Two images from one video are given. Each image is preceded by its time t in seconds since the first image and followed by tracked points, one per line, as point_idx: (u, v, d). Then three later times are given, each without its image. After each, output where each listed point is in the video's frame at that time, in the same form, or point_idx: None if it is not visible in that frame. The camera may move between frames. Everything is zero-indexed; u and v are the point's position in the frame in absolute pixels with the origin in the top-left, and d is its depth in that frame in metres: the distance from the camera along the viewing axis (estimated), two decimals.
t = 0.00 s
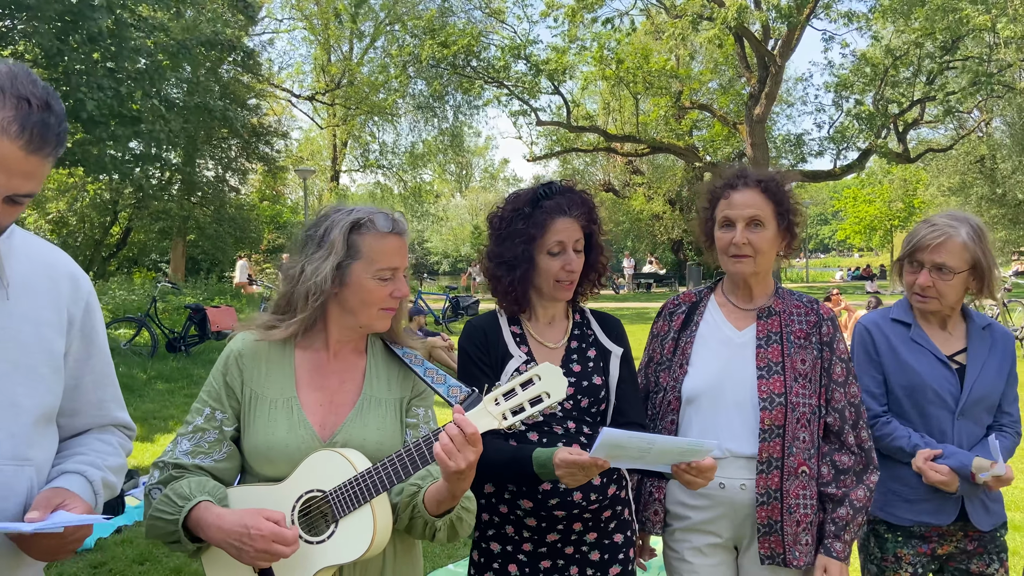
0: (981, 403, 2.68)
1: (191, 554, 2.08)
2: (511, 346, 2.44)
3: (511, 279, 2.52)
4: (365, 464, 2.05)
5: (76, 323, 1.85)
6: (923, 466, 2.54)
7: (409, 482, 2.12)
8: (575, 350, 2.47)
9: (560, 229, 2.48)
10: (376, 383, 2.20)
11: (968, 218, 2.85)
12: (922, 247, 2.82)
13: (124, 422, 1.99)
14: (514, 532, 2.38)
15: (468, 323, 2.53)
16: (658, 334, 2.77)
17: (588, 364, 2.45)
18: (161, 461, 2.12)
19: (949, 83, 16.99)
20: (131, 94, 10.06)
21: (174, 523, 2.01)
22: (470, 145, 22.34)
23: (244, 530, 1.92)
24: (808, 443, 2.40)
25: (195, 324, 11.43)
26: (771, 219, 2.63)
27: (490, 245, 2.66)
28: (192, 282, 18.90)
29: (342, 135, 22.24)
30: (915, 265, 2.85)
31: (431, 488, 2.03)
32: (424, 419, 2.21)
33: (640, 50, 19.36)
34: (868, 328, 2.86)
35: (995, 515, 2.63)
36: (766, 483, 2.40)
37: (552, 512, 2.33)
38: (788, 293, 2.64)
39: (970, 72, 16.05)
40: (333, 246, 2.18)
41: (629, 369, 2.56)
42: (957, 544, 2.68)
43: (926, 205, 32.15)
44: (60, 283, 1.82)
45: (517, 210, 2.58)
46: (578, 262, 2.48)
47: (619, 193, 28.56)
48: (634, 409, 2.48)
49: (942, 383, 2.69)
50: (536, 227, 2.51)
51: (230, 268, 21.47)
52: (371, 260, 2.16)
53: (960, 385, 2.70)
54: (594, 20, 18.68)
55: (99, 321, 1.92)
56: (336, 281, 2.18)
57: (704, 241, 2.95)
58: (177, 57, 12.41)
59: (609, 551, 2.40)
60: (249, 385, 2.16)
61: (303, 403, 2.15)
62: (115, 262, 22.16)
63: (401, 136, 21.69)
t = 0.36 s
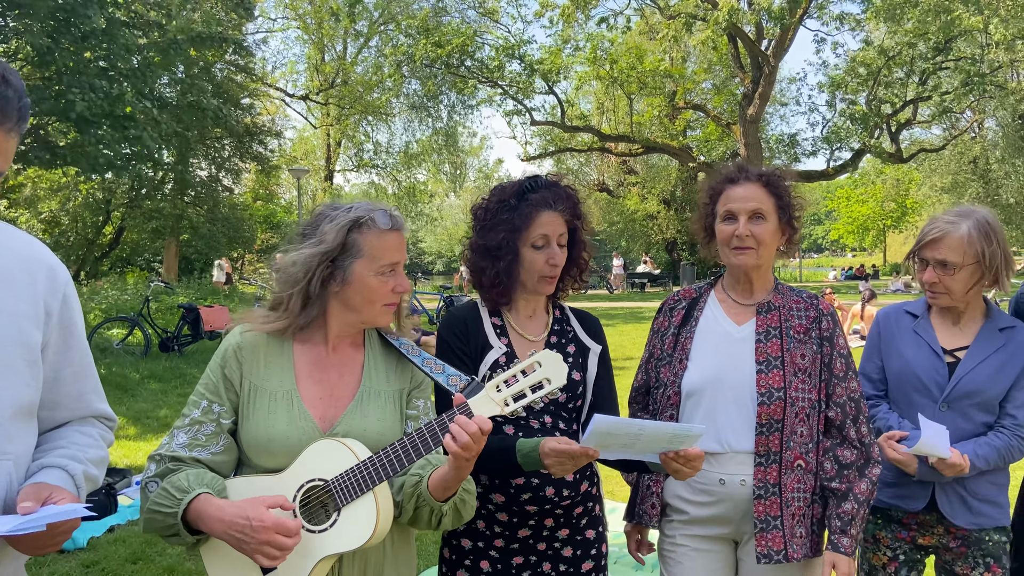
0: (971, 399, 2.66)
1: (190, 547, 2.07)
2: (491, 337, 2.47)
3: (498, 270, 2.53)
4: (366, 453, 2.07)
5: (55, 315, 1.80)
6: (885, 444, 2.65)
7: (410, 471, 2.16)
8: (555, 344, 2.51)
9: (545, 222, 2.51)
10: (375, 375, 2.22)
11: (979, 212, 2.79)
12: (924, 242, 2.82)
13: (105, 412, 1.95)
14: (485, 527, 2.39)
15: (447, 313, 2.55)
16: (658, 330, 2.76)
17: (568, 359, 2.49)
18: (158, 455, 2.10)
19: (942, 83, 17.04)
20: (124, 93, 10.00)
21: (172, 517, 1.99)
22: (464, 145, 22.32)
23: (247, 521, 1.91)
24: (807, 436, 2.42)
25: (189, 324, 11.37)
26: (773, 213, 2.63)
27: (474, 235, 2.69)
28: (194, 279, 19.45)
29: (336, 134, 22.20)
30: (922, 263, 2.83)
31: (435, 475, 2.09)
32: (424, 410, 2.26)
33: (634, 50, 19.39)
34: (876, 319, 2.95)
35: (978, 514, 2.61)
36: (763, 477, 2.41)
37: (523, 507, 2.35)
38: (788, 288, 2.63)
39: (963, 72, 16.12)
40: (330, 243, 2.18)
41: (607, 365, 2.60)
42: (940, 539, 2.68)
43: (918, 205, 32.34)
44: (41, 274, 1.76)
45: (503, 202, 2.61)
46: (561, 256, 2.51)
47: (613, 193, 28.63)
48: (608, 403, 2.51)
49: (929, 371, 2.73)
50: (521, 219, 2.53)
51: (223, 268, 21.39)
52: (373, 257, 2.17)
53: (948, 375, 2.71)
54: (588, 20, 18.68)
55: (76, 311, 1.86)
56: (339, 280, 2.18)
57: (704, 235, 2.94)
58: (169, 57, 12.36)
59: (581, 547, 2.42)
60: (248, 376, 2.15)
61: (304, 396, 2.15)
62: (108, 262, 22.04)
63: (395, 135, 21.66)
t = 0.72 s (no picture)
0: (972, 398, 2.67)
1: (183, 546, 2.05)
2: (462, 338, 2.46)
3: (466, 268, 2.54)
4: (364, 455, 2.06)
5: (35, 313, 1.76)
6: (903, 451, 2.58)
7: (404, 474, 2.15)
8: (525, 345, 2.50)
9: (515, 220, 2.51)
10: (371, 375, 2.21)
11: (979, 215, 2.83)
12: (933, 244, 2.80)
13: (88, 407, 1.92)
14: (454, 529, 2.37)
15: (420, 313, 2.54)
16: (652, 328, 2.75)
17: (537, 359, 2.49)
18: (150, 452, 2.08)
19: (934, 83, 17.12)
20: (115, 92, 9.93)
21: (168, 514, 1.97)
22: (457, 144, 22.26)
23: (246, 519, 1.89)
24: (798, 435, 2.42)
25: (180, 323, 11.30)
26: (764, 211, 2.62)
27: (445, 232, 2.69)
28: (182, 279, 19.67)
29: (328, 134, 22.14)
30: (927, 263, 2.83)
31: (430, 477, 2.08)
32: (417, 411, 2.24)
33: (627, 50, 19.42)
34: (867, 321, 2.91)
35: (998, 509, 2.62)
36: (755, 475, 2.40)
37: (494, 508, 2.35)
38: (782, 288, 2.62)
39: (953, 72, 16.21)
40: (332, 247, 2.16)
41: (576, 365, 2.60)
42: (966, 541, 2.67)
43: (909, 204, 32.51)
44: (18, 270, 1.72)
45: (473, 198, 2.61)
46: (532, 256, 2.51)
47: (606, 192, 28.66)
48: (577, 405, 2.51)
49: (931, 374, 2.71)
50: (491, 217, 2.54)
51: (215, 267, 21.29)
52: (373, 259, 2.16)
53: (949, 377, 2.70)
54: (581, 20, 18.70)
55: (58, 305, 1.82)
56: (338, 282, 2.16)
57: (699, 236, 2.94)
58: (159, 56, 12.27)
59: (553, 547, 2.42)
60: (242, 374, 2.13)
61: (299, 396, 2.13)
62: (99, 261, 21.88)
63: (388, 134, 21.61)
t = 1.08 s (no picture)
0: (981, 388, 2.70)
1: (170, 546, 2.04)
2: (450, 337, 2.45)
3: (452, 264, 2.53)
4: (354, 454, 2.05)
5: (22, 309, 1.74)
6: (948, 453, 2.50)
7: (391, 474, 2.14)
8: (513, 344, 2.49)
9: (504, 219, 2.49)
10: (361, 374, 2.20)
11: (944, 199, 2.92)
12: (909, 228, 2.84)
13: (74, 402, 1.89)
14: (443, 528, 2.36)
15: (406, 311, 2.53)
16: (644, 325, 2.76)
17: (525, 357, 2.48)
18: (136, 451, 2.06)
19: (924, 83, 17.20)
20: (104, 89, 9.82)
21: (156, 514, 1.95)
22: (449, 143, 22.24)
23: (235, 521, 1.88)
24: (783, 433, 2.42)
25: (170, 323, 11.22)
26: (739, 208, 2.60)
27: (431, 230, 2.68)
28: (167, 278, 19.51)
29: (320, 132, 22.05)
30: (906, 248, 2.86)
31: (419, 477, 2.07)
32: (406, 410, 2.22)
33: (619, 49, 19.43)
34: (863, 316, 2.82)
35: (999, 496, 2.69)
36: (738, 471, 2.41)
37: (482, 506, 2.34)
38: (773, 285, 2.62)
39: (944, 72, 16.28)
40: (326, 244, 2.14)
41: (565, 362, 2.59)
42: (968, 532, 2.70)
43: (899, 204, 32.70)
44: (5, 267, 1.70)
45: (461, 197, 2.59)
46: (520, 253, 2.50)
47: (597, 191, 28.72)
48: (566, 404, 2.50)
49: (945, 368, 2.69)
50: (479, 214, 2.52)
51: (206, 266, 21.19)
52: (366, 256, 2.14)
53: (959, 370, 2.71)
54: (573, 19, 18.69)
55: (43, 300, 1.79)
56: (331, 279, 2.15)
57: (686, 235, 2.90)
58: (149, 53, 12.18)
59: (541, 546, 2.41)
60: (232, 371, 2.11)
61: (289, 394, 2.12)
62: (89, 260, 21.74)
63: (380, 133, 21.55)
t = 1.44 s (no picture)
0: (965, 385, 2.72)
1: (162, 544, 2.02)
2: (453, 334, 2.45)
3: (456, 258, 2.52)
4: (350, 456, 2.03)
5: (26, 307, 1.69)
6: (917, 446, 2.54)
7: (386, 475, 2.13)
8: (518, 339, 2.49)
9: (510, 212, 2.49)
10: (356, 373, 2.19)
11: (952, 205, 2.89)
12: (909, 232, 2.85)
13: (72, 386, 1.86)
14: (452, 524, 2.36)
15: (410, 310, 2.51)
16: (639, 321, 2.77)
17: (531, 354, 2.48)
18: (129, 448, 2.04)
19: (913, 82, 17.28)
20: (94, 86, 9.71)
21: (148, 512, 1.94)
22: (441, 141, 22.19)
23: (228, 520, 1.86)
24: (774, 429, 2.43)
25: (161, 321, 11.14)
26: (729, 205, 2.60)
27: (435, 225, 2.66)
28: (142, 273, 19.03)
29: (311, 130, 21.95)
30: (903, 252, 2.87)
31: (413, 478, 2.06)
32: (401, 410, 2.22)
33: (611, 48, 19.43)
34: (851, 313, 2.88)
35: (983, 496, 2.67)
36: (726, 467, 2.42)
37: (491, 502, 2.33)
38: (767, 281, 2.62)
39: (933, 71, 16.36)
40: (318, 240, 2.12)
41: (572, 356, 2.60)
42: (948, 529, 2.70)
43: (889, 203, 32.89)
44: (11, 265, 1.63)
45: (465, 190, 2.58)
46: (527, 246, 2.50)
47: (589, 189, 28.76)
48: (574, 398, 2.52)
49: (926, 365, 2.72)
50: (484, 207, 2.51)
51: (197, 264, 21.08)
52: (360, 251, 2.14)
53: (943, 367, 2.73)
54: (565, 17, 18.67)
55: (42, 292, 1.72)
56: (325, 276, 2.13)
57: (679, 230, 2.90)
58: (139, 48, 12.10)
59: (549, 542, 2.41)
60: (227, 371, 2.10)
61: (283, 393, 2.10)
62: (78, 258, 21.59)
63: (371, 131, 21.48)
